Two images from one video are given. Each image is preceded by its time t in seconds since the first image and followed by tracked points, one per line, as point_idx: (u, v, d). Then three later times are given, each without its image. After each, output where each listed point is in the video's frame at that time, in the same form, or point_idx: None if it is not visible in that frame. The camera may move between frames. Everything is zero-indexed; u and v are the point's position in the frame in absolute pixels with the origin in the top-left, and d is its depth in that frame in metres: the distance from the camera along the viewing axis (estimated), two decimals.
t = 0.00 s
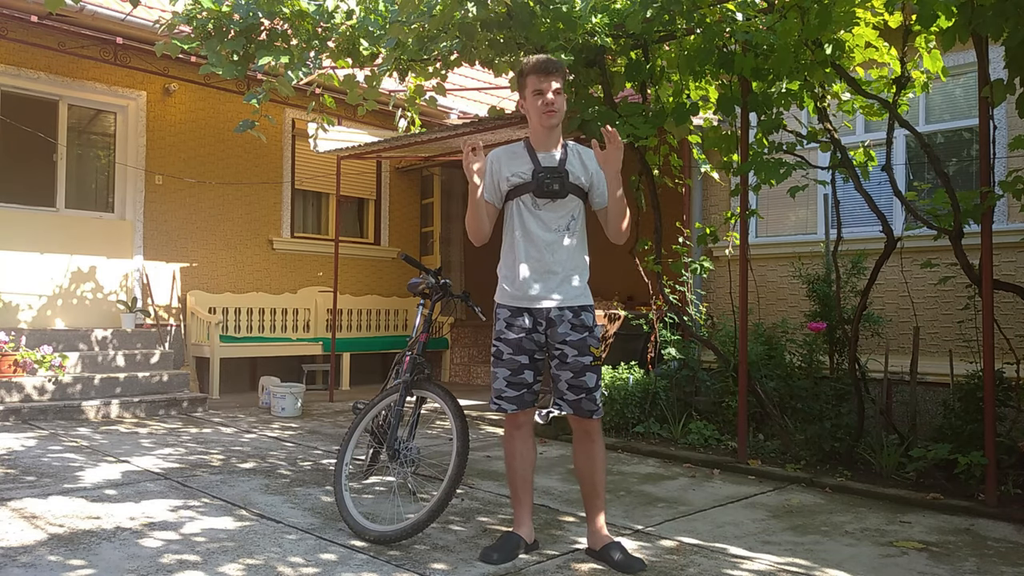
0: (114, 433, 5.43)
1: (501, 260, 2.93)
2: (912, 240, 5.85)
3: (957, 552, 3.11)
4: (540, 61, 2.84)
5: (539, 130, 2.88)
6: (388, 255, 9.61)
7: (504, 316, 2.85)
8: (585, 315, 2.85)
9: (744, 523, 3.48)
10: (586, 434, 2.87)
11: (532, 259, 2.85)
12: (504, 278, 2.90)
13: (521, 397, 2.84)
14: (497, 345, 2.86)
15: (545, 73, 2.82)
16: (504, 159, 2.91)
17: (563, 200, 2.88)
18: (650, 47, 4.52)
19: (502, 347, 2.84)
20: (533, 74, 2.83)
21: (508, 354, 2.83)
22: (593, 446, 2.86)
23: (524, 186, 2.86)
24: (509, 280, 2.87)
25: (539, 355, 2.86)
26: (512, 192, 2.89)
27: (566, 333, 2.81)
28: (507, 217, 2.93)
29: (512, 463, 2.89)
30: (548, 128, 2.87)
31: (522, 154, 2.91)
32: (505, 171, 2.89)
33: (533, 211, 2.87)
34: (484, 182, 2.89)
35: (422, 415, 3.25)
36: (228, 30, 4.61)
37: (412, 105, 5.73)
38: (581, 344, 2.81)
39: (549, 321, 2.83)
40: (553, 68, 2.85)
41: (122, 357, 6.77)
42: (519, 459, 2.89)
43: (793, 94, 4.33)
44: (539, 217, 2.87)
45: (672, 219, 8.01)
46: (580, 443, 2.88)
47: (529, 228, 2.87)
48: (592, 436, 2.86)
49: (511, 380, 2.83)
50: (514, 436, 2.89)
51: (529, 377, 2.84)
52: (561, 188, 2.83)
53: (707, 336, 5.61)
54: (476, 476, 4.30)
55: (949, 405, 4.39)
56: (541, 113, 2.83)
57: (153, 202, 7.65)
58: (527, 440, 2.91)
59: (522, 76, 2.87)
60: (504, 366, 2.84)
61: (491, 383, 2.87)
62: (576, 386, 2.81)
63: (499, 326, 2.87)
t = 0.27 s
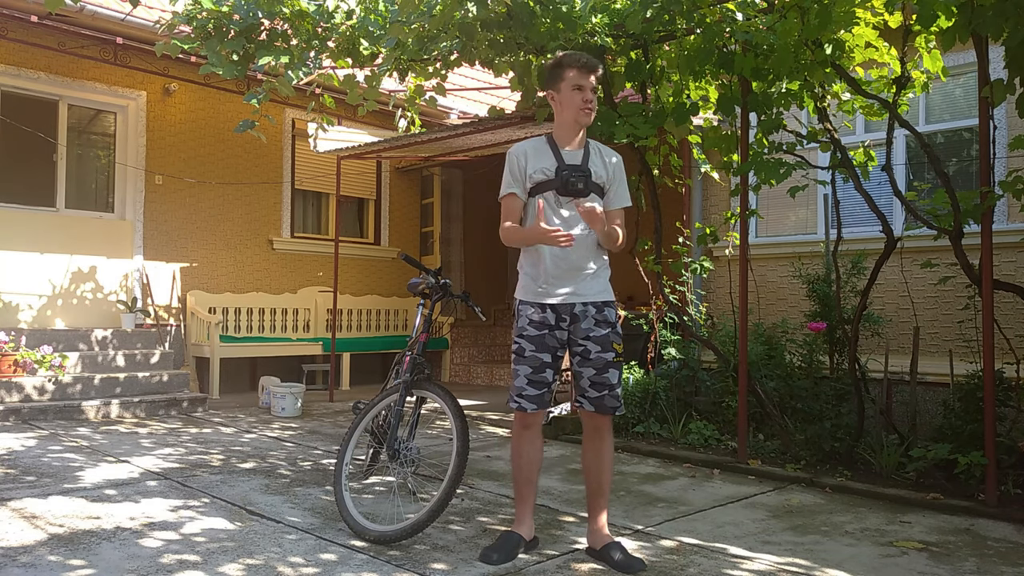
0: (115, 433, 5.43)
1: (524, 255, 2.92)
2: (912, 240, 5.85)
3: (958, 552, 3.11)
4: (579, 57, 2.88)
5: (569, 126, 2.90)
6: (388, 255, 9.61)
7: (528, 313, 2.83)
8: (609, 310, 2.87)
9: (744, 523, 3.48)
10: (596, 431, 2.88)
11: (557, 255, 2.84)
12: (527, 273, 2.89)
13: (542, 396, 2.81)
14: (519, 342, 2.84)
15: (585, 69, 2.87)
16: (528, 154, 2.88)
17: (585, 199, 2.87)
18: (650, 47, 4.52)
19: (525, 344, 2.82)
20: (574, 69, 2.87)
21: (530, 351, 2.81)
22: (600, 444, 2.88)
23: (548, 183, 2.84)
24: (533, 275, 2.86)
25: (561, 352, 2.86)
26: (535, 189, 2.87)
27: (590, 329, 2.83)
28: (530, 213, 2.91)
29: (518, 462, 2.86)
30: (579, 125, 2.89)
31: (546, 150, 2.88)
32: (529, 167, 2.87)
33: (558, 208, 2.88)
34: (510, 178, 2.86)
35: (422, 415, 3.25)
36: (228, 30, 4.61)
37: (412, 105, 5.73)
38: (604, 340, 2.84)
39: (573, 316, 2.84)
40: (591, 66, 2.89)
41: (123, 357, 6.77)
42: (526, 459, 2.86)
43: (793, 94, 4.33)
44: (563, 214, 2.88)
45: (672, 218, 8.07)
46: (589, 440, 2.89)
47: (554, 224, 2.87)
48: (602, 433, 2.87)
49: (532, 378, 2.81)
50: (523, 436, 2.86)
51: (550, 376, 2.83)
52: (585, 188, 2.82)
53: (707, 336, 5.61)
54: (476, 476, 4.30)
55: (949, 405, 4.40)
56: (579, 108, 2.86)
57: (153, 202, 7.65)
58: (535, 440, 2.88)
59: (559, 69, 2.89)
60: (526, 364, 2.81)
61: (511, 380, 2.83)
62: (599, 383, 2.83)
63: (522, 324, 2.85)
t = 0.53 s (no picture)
0: (115, 433, 5.43)
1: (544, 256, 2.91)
2: (912, 240, 5.85)
3: (957, 552, 3.11)
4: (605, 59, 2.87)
5: (593, 127, 2.89)
6: (388, 255, 9.61)
7: (548, 314, 2.82)
8: (627, 313, 2.90)
9: (745, 523, 3.48)
10: (602, 431, 2.90)
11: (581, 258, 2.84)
12: (548, 274, 2.87)
13: (559, 398, 2.81)
14: (537, 342, 2.83)
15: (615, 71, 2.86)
16: (553, 154, 2.87)
17: (608, 201, 2.91)
18: (650, 47, 4.52)
19: (543, 345, 2.82)
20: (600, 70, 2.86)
21: (549, 352, 2.81)
22: (605, 444, 2.89)
23: (573, 185, 2.85)
24: (555, 277, 2.85)
25: (578, 354, 2.86)
26: (559, 190, 2.87)
27: (610, 331, 2.85)
28: (551, 213, 2.90)
29: (525, 463, 2.85)
30: (603, 127, 2.89)
31: (571, 151, 2.89)
32: (554, 168, 2.86)
33: (581, 210, 2.88)
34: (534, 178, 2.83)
35: (422, 415, 3.25)
36: (228, 30, 4.61)
37: (412, 105, 5.73)
38: (621, 342, 2.86)
39: (593, 318, 2.84)
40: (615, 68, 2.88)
41: (123, 357, 6.77)
42: (532, 459, 2.86)
43: (793, 94, 4.33)
44: (586, 216, 2.89)
45: (672, 218, 8.01)
46: (595, 440, 2.90)
47: (576, 226, 2.87)
48: (608, 433, 2.89)
49: (551, 378, 2.80)
50: (531, 437, 2.85)
51: (567, 377, 2.82)
52: (610, 190, 2.87)
53: (707, 336, 5.61)
54: (477, 476, 4.31)
55: (949, 405, 4.40)
56: (605, 110, 2.84)
57: (153, 202, 7.65)
58: (541, 441, 2.87)
59: (587, 69, 2.88)
60: (544, 364, 2.81)
61: (529, 381, 2.82)
62: (615, 385, 2.84)
63: (541, 325, 2.84)
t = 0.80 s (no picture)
0: (115, 433, 5.43)
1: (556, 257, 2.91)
2: (912, 240, 5.85)
3: (958, 552, 3.11)
4: (605, 58, 2.84)
5: (600, 129, 2.88)
6: (388, 255, 9.61)
7: (557, 313, 2.82)
8: (637, 317, 2.90)
9: (745, 523, 3.48)
10: (606, 431, 2.89)
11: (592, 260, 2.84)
12: (559, 276, 2.87)
13: (560, 395, 2.81)
14: (544, 340, 2.83)
15: (610, 72, 2.83)
16: (564, 156, 2.88)
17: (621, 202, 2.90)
18: (650, 47, 4.52)
19: (550, 343, 2.82)
20: (597, 71, 2.84)
21: (555, 351, 2.81)
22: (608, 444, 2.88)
23: (584, 186, 2.85)
24: (566, 278, 2.84)
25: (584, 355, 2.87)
26: (570, 192, 2.87)
27: (619, 333, 2.85)
28: (563, 215, 2.90)
29: (525, 461, 2.85)
30: (609, 127, 2.87)
31: (583, 153, 2.89)
32: (565, 170, 2.86)
33: (593, 211, 2.88)
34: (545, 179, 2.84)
35: (422, 415, 3.25)
36: (228, 30, 4.61)
37: (412, 105, 5.73)
38: (630, 345, 2.86)
39: (603, 320, 2.84)
40: (617, 67, 2.84)
41: (123, 357, 6.77)
42: (531, 458, 2.86)
43: (793, 94, 4.33)
44: (598, 218, 2.88)
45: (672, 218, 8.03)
46: (599, 439, 2.89)
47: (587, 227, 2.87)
48: (613, 433, 2.88)
49: (554, 377, 2.80)
50: (531, 436, 2.84)
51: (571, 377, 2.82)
52: (622, 191, 2.86)
53: (708, 336, 5.61)
54: (477, 476, 4.31)
55: (949, 405, 4.40)
56: (603, 110, 2.83)
57: (153, 202, 7.65)
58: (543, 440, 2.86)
59: (586, 72, 2.88)
60: (549, 362, 2.80)
61: (533, 378, 2.82)
62: (621, 387, 2.85)
63: (550, 323, 2.84)
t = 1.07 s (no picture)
0: (115, 433, 5.43)
1: (552, 257, 2.93)
2: (912, 240, 5.85)
3: (958, 552, 3.11)
4: (591, 60, 2.85)
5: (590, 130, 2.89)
6: (388, 255, 9.61)
7: (552, 315, 2.83)
8: (633, 317, 2.87)
9: (745, 523, 3.48)
10: (605, 432, 2.89)
11: (585, 260, 2.84)
12: (555, 276, 2.89)
13: (562, 398, 2.82)
14: (542, 343, 2.84)
15: (593, 73, 2.83)
16: (558, 156, 2.90)
17: (617, 200, 2.87)
18: (650, 47, 4.52)
19: (548, 345, 2.83)
20: (580, 74, 2.85)
21: (553, 353, 2.82)
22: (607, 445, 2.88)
23: (578, 185, 2.84)
24: (560, 279, 2.86)
25: (582, 356, 2.86)
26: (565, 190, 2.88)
27: (614, 334, 2.83)
28: (559, 215, 2.91)
29: (526, 462, 2.86)
30: (600, 127, 2.87)
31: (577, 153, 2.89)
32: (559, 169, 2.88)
33: (587, 210, 2.86)
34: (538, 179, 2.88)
35: (422, 415, 3.25)
36: (228, 30, 4.61)
37: (411, 105, 5.72)
38: (625, 346, 2.84)
39: (598, 322, 2.84)
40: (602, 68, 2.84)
41: (123, 357, 6.77)
42: (533, 459, 2.86)
43: (793, 94, 4.33)
44: (592, 217, 2.85)
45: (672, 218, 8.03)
46: (598, 440, 2.89)
47: (581, 226, 2.85)
48: (612, 434, 2.88)
49: (553, 379, 2.81)
50: (534, 437, 2.85)
51: (570, 378, 2.83)
52: (614, 188, 2.82)
53: (708, 336, 5.61)
54: (477, 476, 4.31)
55: (949, 405, 4.40)
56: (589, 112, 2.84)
57: (153, 202, 7.65)
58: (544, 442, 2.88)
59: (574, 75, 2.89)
60: (548, 365, 2.82)
61: (533, 381, 2.84)
62: (617, 388, 2.84)
63: (546, 325, 2.85)
